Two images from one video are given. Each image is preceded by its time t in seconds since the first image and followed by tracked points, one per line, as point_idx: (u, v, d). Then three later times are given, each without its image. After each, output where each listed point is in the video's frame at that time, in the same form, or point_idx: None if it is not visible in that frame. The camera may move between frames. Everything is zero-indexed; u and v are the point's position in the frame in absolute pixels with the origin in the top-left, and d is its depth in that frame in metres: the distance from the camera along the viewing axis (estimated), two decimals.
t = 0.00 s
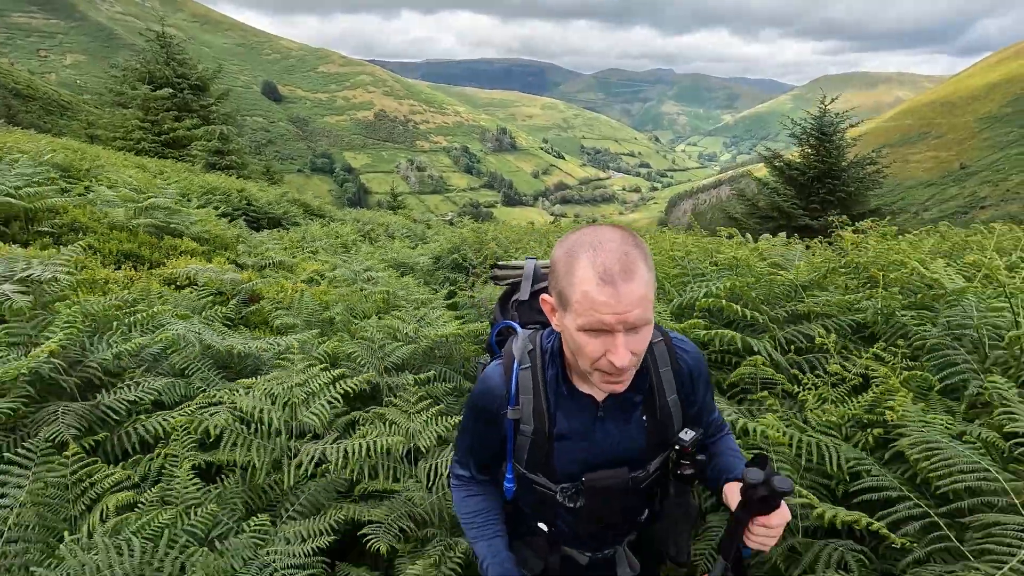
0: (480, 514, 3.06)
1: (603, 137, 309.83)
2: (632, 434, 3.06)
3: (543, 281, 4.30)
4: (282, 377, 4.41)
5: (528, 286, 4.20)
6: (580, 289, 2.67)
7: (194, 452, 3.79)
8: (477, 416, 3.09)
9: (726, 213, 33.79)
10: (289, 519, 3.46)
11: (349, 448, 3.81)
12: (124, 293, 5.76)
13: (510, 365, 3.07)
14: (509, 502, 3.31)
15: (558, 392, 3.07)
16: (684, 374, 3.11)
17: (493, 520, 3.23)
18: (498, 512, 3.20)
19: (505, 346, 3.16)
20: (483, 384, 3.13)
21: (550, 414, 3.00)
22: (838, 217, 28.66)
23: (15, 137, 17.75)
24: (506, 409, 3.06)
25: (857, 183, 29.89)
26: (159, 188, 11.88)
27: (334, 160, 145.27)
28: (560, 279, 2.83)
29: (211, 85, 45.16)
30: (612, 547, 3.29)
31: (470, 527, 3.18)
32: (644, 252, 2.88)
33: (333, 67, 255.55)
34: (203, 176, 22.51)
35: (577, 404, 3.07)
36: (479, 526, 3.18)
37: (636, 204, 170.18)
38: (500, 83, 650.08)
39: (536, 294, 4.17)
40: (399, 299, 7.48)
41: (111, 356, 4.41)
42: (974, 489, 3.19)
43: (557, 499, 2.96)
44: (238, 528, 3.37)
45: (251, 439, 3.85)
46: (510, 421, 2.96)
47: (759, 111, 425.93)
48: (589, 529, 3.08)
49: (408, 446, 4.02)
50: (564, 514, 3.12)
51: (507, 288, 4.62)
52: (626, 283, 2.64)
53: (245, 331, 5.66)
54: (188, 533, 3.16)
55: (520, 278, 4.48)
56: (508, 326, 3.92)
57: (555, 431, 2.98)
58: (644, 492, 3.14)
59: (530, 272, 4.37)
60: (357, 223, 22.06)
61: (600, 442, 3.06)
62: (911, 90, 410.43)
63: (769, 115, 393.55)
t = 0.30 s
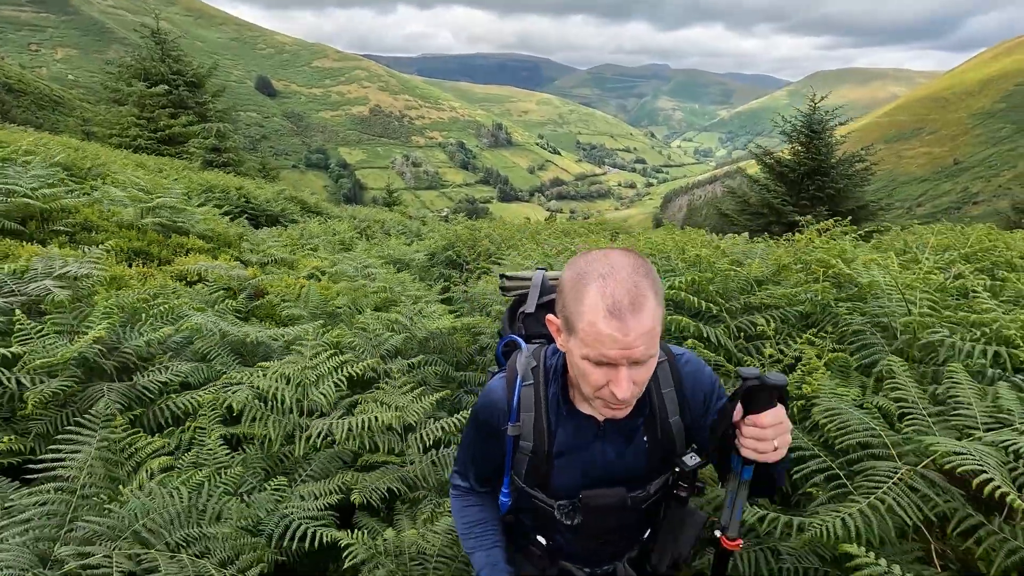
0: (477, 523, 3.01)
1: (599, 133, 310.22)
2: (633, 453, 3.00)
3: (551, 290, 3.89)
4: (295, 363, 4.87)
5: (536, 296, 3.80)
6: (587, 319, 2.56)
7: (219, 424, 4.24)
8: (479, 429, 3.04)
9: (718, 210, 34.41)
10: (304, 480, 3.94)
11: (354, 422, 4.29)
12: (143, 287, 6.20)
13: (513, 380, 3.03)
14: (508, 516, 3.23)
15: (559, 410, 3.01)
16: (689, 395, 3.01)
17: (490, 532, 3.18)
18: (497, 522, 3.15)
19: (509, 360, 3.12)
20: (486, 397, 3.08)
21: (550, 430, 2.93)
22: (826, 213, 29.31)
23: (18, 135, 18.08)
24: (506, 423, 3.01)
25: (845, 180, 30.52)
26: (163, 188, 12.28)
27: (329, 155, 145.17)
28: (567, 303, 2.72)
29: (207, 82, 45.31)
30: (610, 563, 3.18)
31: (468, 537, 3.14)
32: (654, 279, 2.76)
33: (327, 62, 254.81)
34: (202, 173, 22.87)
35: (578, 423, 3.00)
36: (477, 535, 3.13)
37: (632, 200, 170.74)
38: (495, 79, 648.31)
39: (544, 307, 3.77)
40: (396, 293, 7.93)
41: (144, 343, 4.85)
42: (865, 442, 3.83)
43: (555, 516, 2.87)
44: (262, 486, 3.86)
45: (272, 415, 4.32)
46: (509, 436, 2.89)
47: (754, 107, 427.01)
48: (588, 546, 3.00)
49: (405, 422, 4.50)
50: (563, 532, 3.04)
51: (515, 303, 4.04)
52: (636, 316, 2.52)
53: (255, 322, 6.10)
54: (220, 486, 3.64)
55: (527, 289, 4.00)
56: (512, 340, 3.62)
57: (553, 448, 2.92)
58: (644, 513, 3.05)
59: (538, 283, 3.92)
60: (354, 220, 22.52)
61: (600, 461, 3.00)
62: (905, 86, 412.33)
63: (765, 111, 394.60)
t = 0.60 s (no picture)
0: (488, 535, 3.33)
1: (592, 135, 311.35)
2: (645, 475, 3.20)
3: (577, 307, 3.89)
4: (301, 371, 5.31)
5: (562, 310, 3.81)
6: (613, 345, 2.71)
7: (237, 426, 4.66)
8: (499, 439, 3.31)
9: (707, 213, 35.00)
10: (311, 475, 4.35)
11: (358, 423, 4.72)
12: (155, 297, 6.52)
13: (530, 392, 3.29)
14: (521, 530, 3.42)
15: (574, 426, 3.25)
16: (707, 417, 3.16)
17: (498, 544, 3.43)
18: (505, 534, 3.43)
19: (529, 373, 3.40)
20: (505, 409, 3.37)
21: (565, 446, 3.18)
22: (812, 217, 29.90)
23: (18, 143, 18.40)
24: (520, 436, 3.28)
25: (831, 183, 31.10)
26: (164, 198, 12.65)
27: (322, 157, 145.10)
28: (594, 323, 2.87)
29: (200, 86, 45.51)
30: None
31: (475, 546, 3.42)
32: (681, 305, 2.87)
33: (320, 63, 254.52)
34: (198, 179, 23.19)
35: (593, 442, 3.20)
36: (484, 544, 3.42)
37: (625, 201, 171.61)
38: (488, 80, 649.14)
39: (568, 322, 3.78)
40: (391, 301, 8.35)
41: (165, 354, 5.16)
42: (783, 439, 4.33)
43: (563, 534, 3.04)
44: (276, 480, 4.29)
45: (284, 419, 4.74)
46: (523, 446, 3.16)
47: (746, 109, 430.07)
48: (597, 570, 3.14)
49: (402, 423, 4.95)
50: (571, 554, 3.20)
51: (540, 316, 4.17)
52: (660, 345, 2.66)
53: (260, 331, 6.50)
54: (241, 480, 4.06)
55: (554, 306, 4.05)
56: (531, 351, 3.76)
57: (567, 462, 3.16)
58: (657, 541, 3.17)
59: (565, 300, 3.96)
60: (348, 225, 22.92)
61: (614, 481, 3.20)
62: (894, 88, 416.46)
63: (757, 112, 397.32)
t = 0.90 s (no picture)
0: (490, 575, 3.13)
1: (583, 143, 313.63)
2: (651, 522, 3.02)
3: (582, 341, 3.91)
4: (307, 367, 5.62)
5: (565, 347, 3.81)
6: (613, 386, 2.55)
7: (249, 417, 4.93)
8: (497, 480, 3.10)
9: (696, 220, 35.65)
10: (319, 459, 4.66)
11: (360, 414, 5.04)
12: (164, 301, 6.84)
13: (532, 435, 3.08)
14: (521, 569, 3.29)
15: (577, 472, 3.04)
16: (716, 466, 2.92)
17: None
18: None
19: (530, 413, 3.17)
20: (504, 448, 3.12)
21: (568, 492, 3.00)
22: (797, 224, 30.59)
23: (15, 153, 18.59)
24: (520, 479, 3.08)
25: (816, 191, 31.83)
26: (164, 207, 12.96)
27: (313, 165, 145.11)
28: (594, 364, 2.72)
29: (192, 95, 45.73)
30: None
31: None
32: (686, 347, 2.70)
33: (310, 71, 254.73)
34: (192, 188, 23.45)
35: (595, 488, 3.01)
36: None
37: (616, 208, 172.86)
38: (478, 88, 652.01)
39: (575, 355, 3.78)
40: (385, 305, 8.68)
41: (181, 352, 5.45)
42: (749, 419, 4.34)
43: None
44: (287, 463, 4.57)
45: (295, 411, 5.04)
46: (525, 492, 2.96)
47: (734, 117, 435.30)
48: None
49: (400, 415, 5.28)
50: None
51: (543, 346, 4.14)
52: (663, 388, 2.47)
53: (265, 333, 6.85)
54: (258, 460, 4.37)
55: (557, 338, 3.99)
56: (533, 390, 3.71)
57: (569, 511, 3.00)
58: None
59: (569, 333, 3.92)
60: (342, 233, 23.21)
61: (619, 529, 3.03)
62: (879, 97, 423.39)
63: (745, 120, 401.98)
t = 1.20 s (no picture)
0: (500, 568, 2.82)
1: (575, 151, 316.12)
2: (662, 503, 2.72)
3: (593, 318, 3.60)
4: (329, 353, 5.96)
5: (574, 322, 3.51)
6: (606, 335, 2.46)
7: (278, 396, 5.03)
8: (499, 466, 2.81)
9: (685, 227, 36.51)
10: (340, 433, 4.86)
11: (379, 389, 5.37)
12: (188, 294, 7.14)
13: (536, 422, 2.78)
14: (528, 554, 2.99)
15: (584, 453, 2.74)
16: (728, 449, 2.65)
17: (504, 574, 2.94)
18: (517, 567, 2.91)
19: (533, 399, 2.91)
20: (506, 433, 2.84)
21: (574, 475, 2.70)
22: (783, 230, 31.50)
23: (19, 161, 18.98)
24: (524, 461, 2.79)
25: (800, 198, 32.82)
26: (172, 214, 13.44)
27: (305, 174, 145.54)
28: (591, 324, 2.65)
29: (188, 105, 46.27)
30: None
31: None
32: (688, 311, 2.58)
33: (302, 80, 255.55)
34: (192, 196, 23.93)
35: (604, 471, 2.72)
36: None
37: (607, 216, 174.44)
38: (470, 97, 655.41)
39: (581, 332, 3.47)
40: (388, 304, 9.19)
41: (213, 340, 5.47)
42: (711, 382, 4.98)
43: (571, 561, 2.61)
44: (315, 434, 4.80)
45: (319, 389, 5.30)
46: (532, 477, 2.67)
47: (724, 125, 440.45)
48: None
49: (410, 395, 5.62)
50: None
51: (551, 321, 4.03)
52: (658, 336, 2.37)
53: (284, 327, 7.31)
54: (295, 427, 4.66)
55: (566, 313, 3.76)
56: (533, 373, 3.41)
57: (576, 496, 2.69)
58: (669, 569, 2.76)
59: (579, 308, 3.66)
60: (339, 240, 23.77)
61: (626, 512, 2.73)
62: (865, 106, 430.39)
63: (735, 128, 406.99)
